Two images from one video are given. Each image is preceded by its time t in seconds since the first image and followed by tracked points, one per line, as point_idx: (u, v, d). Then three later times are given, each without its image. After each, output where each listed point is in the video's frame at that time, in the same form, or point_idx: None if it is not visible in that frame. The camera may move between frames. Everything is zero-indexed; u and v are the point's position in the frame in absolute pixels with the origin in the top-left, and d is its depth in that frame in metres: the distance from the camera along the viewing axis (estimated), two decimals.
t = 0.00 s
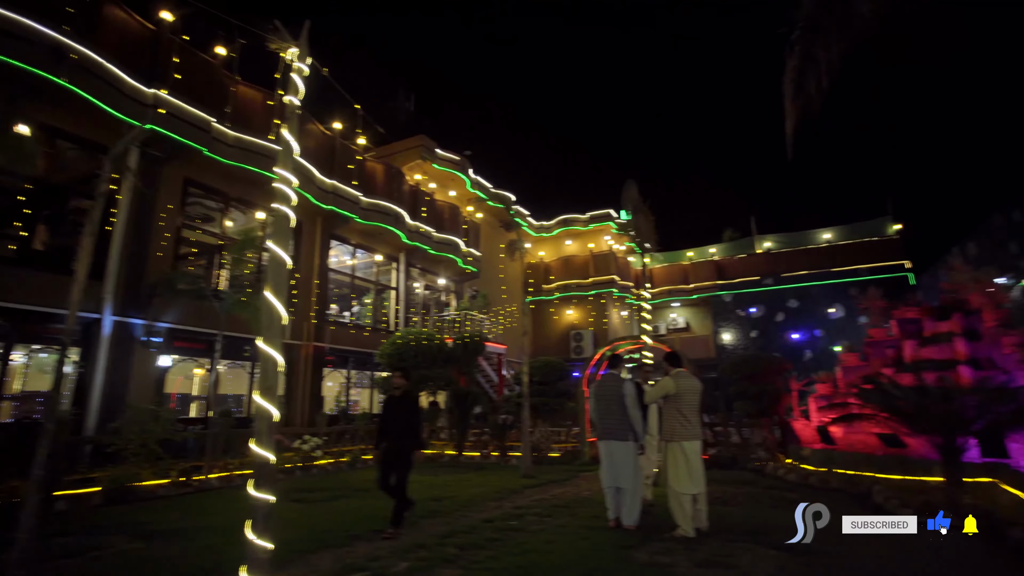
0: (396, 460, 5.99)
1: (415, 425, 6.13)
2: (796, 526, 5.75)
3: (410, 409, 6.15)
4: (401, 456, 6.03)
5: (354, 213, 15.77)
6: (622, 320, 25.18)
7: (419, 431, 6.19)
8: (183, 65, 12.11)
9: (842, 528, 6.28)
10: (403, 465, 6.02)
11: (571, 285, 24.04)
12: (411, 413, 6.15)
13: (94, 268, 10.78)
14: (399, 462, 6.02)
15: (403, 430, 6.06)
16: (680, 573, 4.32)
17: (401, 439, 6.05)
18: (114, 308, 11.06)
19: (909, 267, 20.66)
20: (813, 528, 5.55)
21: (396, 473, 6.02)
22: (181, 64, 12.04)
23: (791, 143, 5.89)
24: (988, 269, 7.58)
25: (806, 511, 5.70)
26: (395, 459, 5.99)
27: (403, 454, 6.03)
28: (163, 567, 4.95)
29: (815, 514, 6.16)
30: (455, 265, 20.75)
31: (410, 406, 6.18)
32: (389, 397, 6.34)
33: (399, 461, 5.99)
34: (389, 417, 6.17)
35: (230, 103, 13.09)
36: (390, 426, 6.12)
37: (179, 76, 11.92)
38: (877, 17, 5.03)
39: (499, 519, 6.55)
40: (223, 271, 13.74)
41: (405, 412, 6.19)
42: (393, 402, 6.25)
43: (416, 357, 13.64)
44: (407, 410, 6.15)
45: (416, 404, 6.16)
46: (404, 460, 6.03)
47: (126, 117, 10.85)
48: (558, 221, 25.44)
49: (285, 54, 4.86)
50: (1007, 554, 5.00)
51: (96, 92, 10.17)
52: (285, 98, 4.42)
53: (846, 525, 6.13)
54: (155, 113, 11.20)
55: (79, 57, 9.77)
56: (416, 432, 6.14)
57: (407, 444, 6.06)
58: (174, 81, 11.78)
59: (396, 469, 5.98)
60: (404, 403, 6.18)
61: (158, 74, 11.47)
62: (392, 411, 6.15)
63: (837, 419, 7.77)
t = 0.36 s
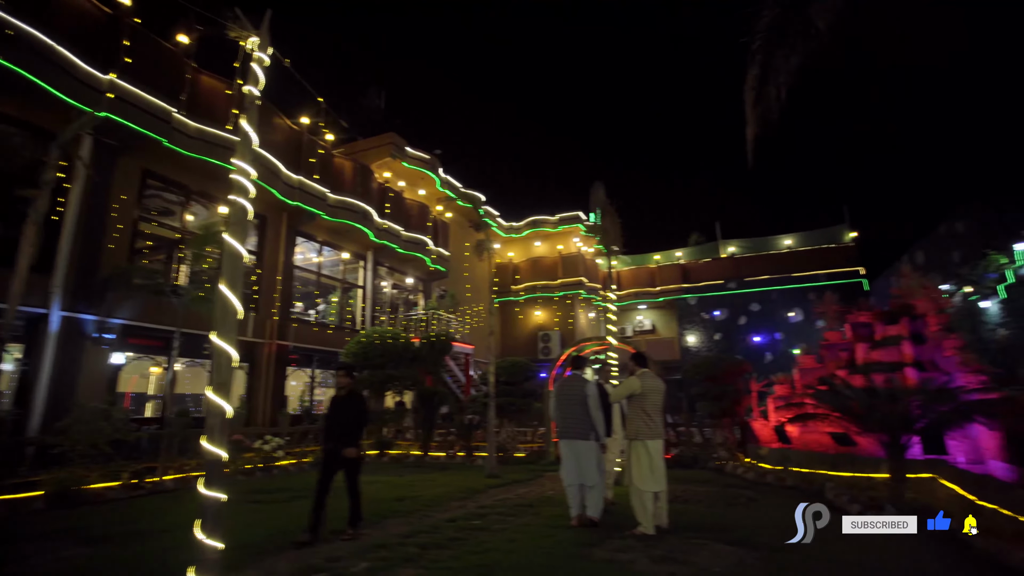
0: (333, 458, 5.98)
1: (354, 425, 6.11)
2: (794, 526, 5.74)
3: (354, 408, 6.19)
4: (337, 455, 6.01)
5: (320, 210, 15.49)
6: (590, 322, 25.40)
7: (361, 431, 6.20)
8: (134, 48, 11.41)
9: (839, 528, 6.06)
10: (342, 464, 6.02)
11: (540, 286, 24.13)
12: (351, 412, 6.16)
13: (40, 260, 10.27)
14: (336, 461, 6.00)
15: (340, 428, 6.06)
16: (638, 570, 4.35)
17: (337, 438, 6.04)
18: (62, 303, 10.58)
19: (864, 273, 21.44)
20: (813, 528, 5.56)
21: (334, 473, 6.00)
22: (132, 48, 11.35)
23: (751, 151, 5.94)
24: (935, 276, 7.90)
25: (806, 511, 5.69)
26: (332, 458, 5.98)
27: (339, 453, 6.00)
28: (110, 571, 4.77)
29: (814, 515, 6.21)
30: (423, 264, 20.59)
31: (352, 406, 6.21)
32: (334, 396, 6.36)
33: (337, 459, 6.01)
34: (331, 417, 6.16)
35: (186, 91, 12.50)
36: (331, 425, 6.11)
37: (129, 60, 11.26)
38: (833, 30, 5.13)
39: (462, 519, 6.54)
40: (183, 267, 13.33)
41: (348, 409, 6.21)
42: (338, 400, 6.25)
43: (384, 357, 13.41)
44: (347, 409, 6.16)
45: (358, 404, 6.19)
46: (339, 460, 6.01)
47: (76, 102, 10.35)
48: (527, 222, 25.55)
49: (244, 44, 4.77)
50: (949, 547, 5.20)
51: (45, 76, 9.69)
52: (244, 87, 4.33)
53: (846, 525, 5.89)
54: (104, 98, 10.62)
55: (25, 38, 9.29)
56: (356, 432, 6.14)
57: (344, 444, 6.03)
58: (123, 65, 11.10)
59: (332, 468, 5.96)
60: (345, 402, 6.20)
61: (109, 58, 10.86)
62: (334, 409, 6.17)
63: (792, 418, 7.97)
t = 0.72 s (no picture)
0: (267, 465, 5.25)
1: (296, 427, 5.43)
2: (794, 527, 5.86)
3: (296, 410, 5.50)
4: (275, 461, 5.30)
5: (288, 206, 15.21)
6: (559, 323, 25.55)
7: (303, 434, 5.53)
8: (82, 30, 10.71)
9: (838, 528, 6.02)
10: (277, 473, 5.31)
11: (510, 287, 24.16)
12: (294, 411, 5.47)
13: None
14: (271, 469, 5.29)
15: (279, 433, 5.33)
16: (601, 567, 4.41)
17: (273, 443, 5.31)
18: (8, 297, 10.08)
19: (823, 279, 22.19)
20: (813, 528, 5.56)
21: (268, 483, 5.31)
22: (81, 30, 10.66)
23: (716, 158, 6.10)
24: (886, 282, 8.20)
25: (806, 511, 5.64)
26: (268, 464, 5.25)
27: (279, 457, 5.31)
28: None
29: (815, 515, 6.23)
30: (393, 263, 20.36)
31: (293, 405, 5.50)
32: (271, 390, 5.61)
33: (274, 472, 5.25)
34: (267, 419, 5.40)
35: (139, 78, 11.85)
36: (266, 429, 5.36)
37: (78, 43, 10.57)
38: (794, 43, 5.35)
39: (427, 519, 6.48)
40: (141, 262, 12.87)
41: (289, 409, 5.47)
42: (277, 397, 5.52)
43: (350, 357, 13.21)
44: (290, 408, 5.46)
45: (300, 403, 5.51)
46: (276, 467, 5.30)
47: (26, 87, 9.70)
48: (498, 223, 25.65)
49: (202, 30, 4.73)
50: (898, 542, 5.40)
51: None
52: (203, 76, 4.32)
53: (846, 525, 5.87)
54: (49, 82, 9.97)
55: None
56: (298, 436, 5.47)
57: (285, 448, 5.34)
58: (72, 48, 10.43)
59: (264, 477, 5.24)
60: (287, 399, 5.50)
61: (57, 40, 10.17)
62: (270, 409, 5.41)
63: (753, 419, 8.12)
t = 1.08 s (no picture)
0: (195, 468, 4.97)
1: (230, 422, 5.22)
2: (792, 526, 5.89)
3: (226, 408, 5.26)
4: (208, 459, 5.05)
5: (248, 201, 14.79)
6: (523, 324, 25.63)
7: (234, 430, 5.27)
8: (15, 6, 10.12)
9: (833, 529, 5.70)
10: (208, 477, 5.04)
11: (475, 287, 24.11)
12: (225, 409, 5.21)
13: None
14: (202, 471, 5.02)
15: (209, 432, 5.05)
16: (558, 565, 4.43)
17: (205, 445, 5.03)
18: None
19: (779, 284, 22.91)
20: (813, 528, 5.59)
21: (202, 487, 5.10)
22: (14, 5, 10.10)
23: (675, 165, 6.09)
24: (837, 288, 8.62)
25: (805, 512, 5.72)
26: (199, 462, 4.99)
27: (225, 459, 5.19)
28: None
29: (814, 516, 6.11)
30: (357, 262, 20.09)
31: (223, 404, 5.23)
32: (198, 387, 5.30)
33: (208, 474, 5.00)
34: (191, 420, 5.08)
35: (81, 61, 11.19)
36: (190, 427, 5.06)
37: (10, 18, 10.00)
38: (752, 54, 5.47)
39: (385, 520, 6.39)
40: (89, 253, 12.35)
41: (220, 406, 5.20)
42: (202, 394, 5.24)
43: (309, 356, 12.94)
44: (218, 406, 5.19)
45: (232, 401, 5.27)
46: (207, 468, 5.03)
47: None
48: (464, 223, 25.60)
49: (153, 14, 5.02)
50: (838, 535, 5.63)
51: None
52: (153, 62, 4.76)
53: (845, 524, 5.41)
54: None
55: None
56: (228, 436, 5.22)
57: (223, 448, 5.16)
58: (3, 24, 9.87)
59: (191, 481, 4.96)
60: (213, 397, 5.23)
61: None
62: (192, 406, 5.11)
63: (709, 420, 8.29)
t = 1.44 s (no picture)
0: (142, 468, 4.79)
1: (158, 425, 4.88)
2: (753, 526, 5.99)
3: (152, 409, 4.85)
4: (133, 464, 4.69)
5: (210, 195, 14.37)
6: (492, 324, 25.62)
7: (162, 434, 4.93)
8: None
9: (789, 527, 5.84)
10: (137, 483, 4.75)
11: (443, 287, 24.02)
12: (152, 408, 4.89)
13: None
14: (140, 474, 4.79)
15: (133, 432, 4.66)
16: (520, 564, 4.44)
17: (128, 446, 4.69)
18: None
19: (742, 288, 23.48)
20: (813, 528, 5.44)
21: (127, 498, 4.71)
22: None
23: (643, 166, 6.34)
24: (795, 293, 8.81)
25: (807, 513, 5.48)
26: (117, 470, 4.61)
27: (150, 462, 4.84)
28: None
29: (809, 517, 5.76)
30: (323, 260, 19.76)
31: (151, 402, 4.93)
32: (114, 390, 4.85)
33: (129, 478, 4.63)
34: (117, 420, 4.70)
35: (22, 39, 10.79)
36: (113, 432, 4.66)
37: None
38: (716, 61, 5.47)
39: (346, 520, 6.31)
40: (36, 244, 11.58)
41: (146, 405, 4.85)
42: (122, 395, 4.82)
43: (273, 355, 12.58)
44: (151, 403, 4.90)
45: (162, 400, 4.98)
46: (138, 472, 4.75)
47: None
48: (434, 223, 25.42)
49: None
50: (790, 530, 5.79)
51: None
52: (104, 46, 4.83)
53: (843, 525, 4.84)
54: None
55: None
56: (151, 440, 4.81)
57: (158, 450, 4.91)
58: None
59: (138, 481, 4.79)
60: (139, 393, 4.86)
61: None
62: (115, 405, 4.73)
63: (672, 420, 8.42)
